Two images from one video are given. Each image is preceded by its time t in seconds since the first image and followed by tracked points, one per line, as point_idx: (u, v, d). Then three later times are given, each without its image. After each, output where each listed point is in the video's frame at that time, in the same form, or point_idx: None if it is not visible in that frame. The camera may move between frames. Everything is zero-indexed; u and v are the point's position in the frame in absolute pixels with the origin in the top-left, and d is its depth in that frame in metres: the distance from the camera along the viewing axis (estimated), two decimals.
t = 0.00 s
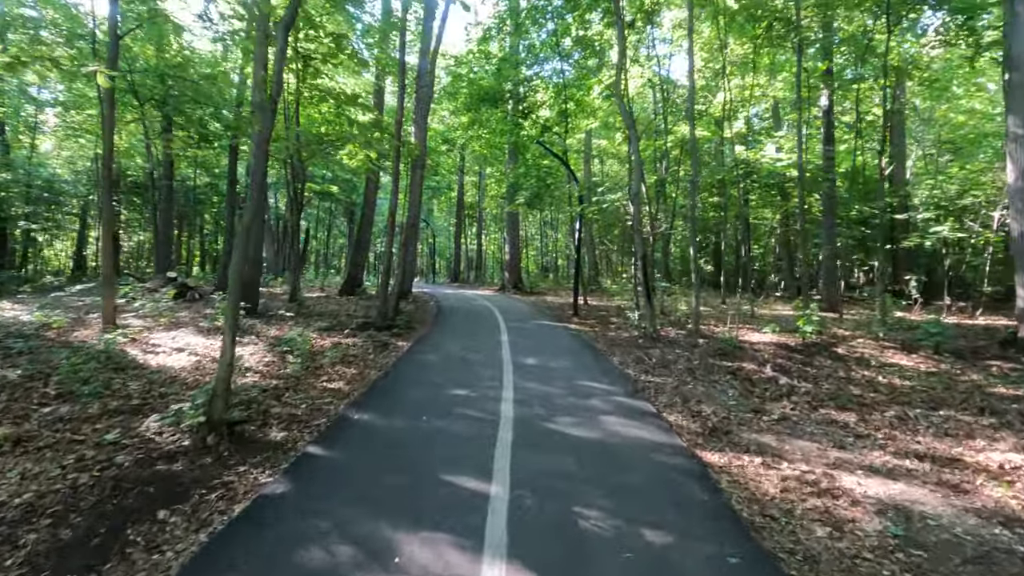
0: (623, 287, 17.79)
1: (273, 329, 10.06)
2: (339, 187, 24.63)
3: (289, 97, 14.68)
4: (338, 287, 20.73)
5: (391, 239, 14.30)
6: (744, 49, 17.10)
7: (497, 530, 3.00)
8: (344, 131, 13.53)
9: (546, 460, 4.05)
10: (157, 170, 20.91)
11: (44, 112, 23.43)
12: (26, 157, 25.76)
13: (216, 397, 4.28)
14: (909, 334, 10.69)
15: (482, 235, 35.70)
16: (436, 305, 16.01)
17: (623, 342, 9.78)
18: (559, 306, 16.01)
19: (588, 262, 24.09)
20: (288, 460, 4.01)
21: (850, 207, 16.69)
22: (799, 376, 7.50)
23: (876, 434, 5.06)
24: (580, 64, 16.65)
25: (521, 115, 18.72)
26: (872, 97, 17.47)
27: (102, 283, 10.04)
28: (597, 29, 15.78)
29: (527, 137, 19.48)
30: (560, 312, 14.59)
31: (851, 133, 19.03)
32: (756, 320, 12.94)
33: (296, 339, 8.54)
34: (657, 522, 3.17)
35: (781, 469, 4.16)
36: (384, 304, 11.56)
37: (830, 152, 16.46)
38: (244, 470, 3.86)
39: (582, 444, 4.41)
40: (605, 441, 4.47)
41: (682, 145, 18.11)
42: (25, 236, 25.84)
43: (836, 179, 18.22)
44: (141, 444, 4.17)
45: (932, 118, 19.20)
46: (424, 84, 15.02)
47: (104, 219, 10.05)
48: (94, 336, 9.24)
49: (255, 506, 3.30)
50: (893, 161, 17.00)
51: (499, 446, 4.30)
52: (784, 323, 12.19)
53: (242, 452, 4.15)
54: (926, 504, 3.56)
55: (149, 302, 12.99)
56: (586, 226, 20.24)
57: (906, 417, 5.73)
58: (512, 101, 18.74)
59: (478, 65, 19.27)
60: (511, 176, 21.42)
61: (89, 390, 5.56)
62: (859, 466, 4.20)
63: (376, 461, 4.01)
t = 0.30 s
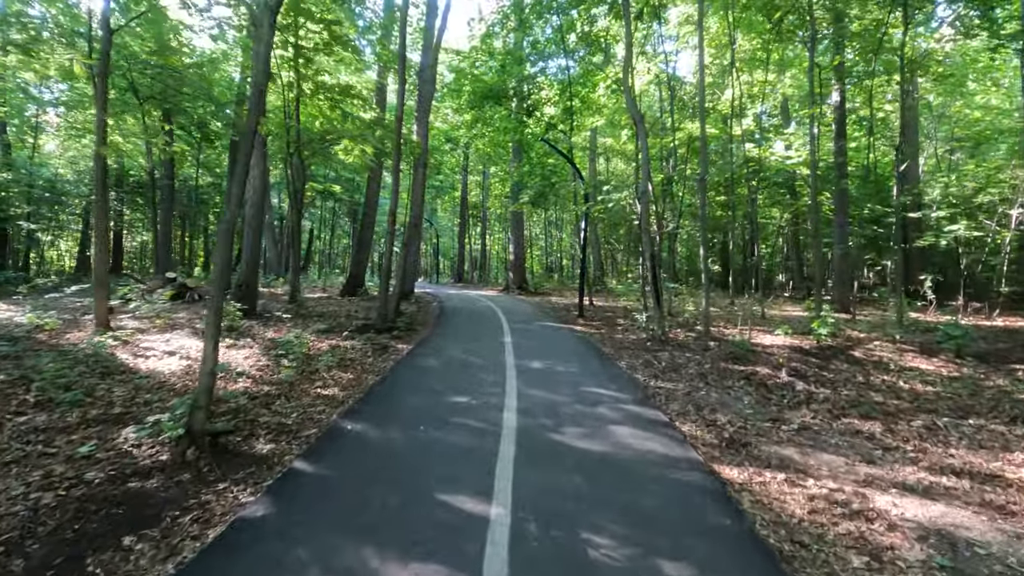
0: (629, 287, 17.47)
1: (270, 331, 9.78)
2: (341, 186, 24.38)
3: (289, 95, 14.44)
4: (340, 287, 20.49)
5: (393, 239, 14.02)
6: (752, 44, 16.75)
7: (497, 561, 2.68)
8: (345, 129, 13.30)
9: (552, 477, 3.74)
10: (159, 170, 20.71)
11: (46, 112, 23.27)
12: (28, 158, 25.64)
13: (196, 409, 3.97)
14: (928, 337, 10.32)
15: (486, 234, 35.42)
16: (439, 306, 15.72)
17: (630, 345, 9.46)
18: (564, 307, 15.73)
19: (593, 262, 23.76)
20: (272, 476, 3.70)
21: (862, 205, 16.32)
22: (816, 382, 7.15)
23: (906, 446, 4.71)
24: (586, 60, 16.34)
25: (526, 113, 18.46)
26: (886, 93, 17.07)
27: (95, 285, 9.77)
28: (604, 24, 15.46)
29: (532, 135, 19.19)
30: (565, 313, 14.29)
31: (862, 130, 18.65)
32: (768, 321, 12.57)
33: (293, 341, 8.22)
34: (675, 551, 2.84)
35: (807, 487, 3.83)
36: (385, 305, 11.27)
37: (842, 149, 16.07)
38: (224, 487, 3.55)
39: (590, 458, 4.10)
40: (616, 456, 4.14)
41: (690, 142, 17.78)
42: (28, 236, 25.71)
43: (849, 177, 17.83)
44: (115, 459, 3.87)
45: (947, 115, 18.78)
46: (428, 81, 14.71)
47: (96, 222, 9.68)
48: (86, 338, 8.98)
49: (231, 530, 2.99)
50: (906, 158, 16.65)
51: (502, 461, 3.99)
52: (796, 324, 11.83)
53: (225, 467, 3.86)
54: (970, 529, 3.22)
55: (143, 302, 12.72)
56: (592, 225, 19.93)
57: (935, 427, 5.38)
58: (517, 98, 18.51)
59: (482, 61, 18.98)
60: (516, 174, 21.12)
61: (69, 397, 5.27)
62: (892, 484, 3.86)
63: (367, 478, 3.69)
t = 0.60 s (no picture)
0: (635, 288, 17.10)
1: (264, 334, 9.47)
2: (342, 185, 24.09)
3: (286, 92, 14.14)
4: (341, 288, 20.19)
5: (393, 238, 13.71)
6: (760, 40, 16.35)
7: None
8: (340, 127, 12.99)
9: (554, 501, 3.39)
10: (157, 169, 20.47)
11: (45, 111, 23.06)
12: (28, 157, 25.45)
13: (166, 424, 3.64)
14: (947, 340, 9.92)
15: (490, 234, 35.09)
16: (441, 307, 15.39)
17: (637, 348, 9.10)
18: (568, 309, 15.36)
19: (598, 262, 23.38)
20: (246, 500, 3.37)
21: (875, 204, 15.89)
22: (834, 390, 6.78)
23: (939, 463, 4.33)
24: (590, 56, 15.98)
25: (530, 111, 18.12)
26: (899, 89, 16.63)
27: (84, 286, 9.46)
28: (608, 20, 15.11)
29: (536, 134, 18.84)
30: (569, 315, 13.93)
31: (874, 129, 18.20)
32: (778, 324, 12.18)
33: (285, 345, 7.88)
34: None
35: (836, 512, 3.46)
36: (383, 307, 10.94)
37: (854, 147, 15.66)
38: (191, 512, 3.22)
39: (597, 478, 3.75)
40: (624, 476, 3.79)
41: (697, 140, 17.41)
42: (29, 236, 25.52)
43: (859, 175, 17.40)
44: (76, 480, 3.55)
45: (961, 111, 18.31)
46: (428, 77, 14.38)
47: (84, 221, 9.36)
48: (71, 341, 8.65)
49: (192, 564, 2.67)
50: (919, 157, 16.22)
51: (500, 482, 3.65)
52: (808, 327, 11.45)
53: (195, 488, 3.52)
54: None
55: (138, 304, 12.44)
56: (597, 225, 19.57)
57: (967, 440, 5.00)
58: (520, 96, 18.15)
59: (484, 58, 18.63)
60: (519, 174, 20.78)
61: (39, 405, 4.94)
62: (929, 508, 3.49)
63: (350, 501, 3.35)
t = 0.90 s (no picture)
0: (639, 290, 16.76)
1: (258, 339, 9.16)
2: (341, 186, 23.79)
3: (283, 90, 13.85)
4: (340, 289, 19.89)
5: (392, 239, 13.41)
6: (767, 37, 16.00)
7: None
8: (338, 127, 12.71)
9: (560, 530, 3.05)
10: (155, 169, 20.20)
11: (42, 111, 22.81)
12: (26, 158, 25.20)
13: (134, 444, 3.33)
14: (965, 343, 9.56)
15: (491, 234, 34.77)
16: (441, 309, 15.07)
17: (645, 353, 8.76)
18: (572, 311, 15.02)
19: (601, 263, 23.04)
20: (218, 529, 3.04)
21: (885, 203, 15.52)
22: (853, 398, 6.43)
23: (977, 482, 3.99)
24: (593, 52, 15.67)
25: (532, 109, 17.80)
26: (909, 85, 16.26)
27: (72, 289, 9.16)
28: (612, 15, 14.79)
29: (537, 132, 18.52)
30: (572, 318, 13.59)
31: (882, 126, 17.84)
32: (788, 326, 11.83)
33: (277, 350, 7.56)
34: None
35: (874, 542, 3.12)
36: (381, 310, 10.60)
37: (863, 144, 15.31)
38: (157, 544, 2.91)
39: (608, 503, 3.41)
40: (636, 500, 3.44)
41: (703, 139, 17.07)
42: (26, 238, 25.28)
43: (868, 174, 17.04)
44: (33, 507, 3.23)
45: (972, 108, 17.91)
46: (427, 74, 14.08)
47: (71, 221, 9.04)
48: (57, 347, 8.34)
49: None
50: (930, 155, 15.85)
51: (501, 507, 3.31)
52: (819, 329, 11.10)
53: (165, 514, 3.20)
54: None
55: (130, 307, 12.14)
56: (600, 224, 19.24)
57: (1002, 454, 4.65)
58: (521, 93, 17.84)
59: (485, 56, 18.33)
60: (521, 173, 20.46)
61: (8, 418, 4.62)
62: (976, 537, 3.15)
63: (334, 530, 3.02)
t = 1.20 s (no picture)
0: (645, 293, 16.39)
1: (251, 345, 8.82)
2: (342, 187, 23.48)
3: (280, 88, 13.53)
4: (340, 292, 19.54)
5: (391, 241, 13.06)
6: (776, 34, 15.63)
7: None
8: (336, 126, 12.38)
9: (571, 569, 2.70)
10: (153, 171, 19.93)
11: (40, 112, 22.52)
12: (25, 159, 24.93)
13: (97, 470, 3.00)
14: (988, 349, 9.16)
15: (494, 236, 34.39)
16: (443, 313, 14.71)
17: (654, 360, 8.39)
18: (576, 315, 14.63)
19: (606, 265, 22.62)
20: (186, 569, 2.70)
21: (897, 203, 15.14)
22: (877, 409, 6.05)
23: None
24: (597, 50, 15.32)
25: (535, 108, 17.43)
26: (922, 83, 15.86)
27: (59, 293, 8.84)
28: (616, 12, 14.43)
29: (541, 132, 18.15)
30: (577, 322, 13.22)
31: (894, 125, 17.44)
32: (800, 331, 11.44)
33: (270, 358, 7.22)
34: None
35: None
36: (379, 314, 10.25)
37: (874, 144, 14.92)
38: None
39: (623, 534, 3.06)
40: (655, 531, 3.08)
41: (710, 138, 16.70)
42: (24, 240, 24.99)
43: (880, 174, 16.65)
44: None
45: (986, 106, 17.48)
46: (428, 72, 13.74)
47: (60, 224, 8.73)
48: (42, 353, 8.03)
49: None
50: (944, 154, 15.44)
51: (505, 541, 2.96)
52: (834, 334, 10.72)
53: (128, 550, 2.86)
54: None
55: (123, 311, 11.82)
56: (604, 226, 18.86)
57: None
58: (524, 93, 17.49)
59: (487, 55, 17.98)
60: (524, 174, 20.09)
61: None
62: None
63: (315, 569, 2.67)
